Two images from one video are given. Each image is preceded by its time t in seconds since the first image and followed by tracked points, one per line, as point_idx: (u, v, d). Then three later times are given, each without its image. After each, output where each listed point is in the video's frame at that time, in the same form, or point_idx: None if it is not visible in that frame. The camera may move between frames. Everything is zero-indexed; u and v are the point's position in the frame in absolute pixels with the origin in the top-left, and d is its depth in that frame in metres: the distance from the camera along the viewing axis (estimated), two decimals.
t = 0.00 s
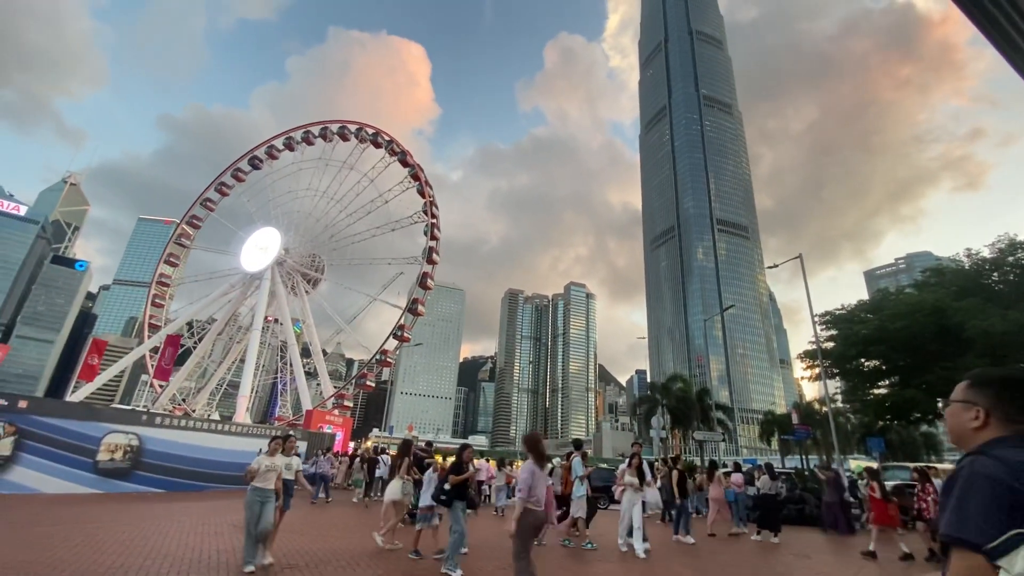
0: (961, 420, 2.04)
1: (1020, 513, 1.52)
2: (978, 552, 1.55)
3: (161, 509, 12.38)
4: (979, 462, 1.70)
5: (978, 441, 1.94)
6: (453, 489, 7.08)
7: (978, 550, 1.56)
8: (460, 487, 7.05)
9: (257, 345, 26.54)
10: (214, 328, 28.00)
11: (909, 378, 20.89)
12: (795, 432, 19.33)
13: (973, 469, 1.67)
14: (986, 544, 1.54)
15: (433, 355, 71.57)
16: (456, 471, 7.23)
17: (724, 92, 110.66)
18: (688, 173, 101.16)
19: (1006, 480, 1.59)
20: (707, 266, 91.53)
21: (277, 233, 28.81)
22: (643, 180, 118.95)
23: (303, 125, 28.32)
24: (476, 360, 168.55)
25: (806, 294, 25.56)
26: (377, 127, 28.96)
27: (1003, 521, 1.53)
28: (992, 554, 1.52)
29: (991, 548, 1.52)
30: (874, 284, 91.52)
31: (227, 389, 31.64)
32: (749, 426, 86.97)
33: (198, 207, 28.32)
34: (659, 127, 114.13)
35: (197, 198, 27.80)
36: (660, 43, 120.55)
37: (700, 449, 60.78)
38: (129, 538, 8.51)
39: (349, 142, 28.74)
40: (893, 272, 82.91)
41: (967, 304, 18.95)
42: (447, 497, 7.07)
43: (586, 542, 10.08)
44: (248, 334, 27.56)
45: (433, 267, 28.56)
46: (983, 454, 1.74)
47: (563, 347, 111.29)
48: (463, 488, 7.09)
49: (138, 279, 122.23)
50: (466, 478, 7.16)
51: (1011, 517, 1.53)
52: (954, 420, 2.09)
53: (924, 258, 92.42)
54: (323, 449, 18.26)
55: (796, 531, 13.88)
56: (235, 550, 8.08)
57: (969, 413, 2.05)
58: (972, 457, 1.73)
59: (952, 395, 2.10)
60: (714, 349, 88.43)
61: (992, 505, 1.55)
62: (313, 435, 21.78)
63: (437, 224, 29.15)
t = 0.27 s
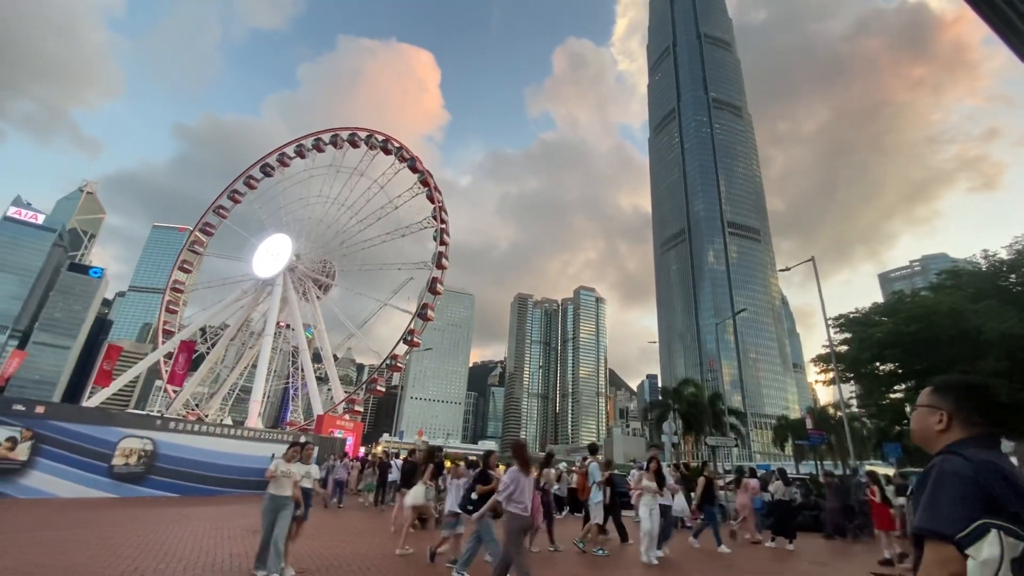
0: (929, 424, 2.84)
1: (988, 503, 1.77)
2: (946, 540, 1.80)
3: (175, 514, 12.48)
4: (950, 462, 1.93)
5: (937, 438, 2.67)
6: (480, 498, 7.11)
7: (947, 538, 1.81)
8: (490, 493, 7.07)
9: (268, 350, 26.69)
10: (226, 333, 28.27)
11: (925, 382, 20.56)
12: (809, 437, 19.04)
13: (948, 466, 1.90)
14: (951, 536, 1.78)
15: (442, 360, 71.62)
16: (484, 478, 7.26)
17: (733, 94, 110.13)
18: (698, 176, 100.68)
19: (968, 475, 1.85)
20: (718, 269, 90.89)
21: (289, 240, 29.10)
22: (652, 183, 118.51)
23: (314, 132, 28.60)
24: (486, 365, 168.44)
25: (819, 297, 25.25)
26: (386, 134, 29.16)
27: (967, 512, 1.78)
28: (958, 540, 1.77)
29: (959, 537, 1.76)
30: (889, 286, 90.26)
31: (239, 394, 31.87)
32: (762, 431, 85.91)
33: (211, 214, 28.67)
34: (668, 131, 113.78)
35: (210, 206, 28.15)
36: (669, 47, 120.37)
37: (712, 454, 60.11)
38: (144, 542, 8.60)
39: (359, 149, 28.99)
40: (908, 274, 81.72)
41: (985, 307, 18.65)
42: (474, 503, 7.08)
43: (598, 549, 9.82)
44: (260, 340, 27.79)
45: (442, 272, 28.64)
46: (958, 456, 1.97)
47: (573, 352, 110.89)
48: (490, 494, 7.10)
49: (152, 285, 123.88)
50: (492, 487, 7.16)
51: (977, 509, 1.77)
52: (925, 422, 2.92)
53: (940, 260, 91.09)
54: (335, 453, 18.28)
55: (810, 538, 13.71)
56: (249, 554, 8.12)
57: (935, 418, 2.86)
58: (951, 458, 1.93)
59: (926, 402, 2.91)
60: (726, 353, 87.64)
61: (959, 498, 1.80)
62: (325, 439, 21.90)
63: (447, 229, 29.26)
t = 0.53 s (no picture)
0: (876, 429, 2.80)
1: (926, 504, 1.78)
2: (883, 541, 1.79)
3: (181, 517, 12.50)
4: (891, 468, 1.95)
5: (887, 444, 2.70)
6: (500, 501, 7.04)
7: (876, 539, 1.82)
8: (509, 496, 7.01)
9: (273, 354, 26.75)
10: (230, 337, 28.32)
11: (931, 384, 20.48)
12: (815, 440, 18.90)
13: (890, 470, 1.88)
14: (887, 535, 1.78)
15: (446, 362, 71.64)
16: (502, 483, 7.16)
17: (736, 96, 110.02)
18: (701, 177, 100.57)
19: (911, 481, 1.84)
20: (722, 271, 90.68)
21: (293, 244, 29.19)
22: (655, 185, 118.42)
23: (318, 137, 28.70)
24: (490, 367, 168.34)
25: (824, 298, 25.14)
26: (390, 138, 29.25)
27: (900, 513, 1.79)
28: (895, 540, 1.77)
29: (894, 537, 1.76)
30: (894, 287, 89.83)
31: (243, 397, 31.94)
32: (767, 433, 85.51)
33: (215, 219, 28.79)
34: (671, 132, 113.66)
35: (215, 210, 28.30)
36: (671, 49, 120.38)
37: (717, 457, 59.79)
38: (151, 545, 8.65)
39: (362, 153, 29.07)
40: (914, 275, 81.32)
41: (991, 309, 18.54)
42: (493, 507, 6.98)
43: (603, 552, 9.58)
44: (265, 344, 27.85)
45: (446, 275, 28.65)
46: (895, 459, 1.99)
47: (576, 354, 110.76)
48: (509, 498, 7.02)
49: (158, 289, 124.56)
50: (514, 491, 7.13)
51: (916, 510, 1.78)
52: (873, 429, 2.86)
53: (945, 261, 90.72)
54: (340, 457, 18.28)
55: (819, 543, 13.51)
56: (255, 558, 8.14)
57: (884, 425, 2.81)
58: (894, 463, 1.92)
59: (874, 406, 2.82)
60: (731, 355, 87.40)
61: (898, 502, 1.79)
62: (329, 442, 21.92)
63: (450, 232, 29.29)
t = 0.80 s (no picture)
0: (822, 432, 2.36)
1: (850, 506, 1.81)
2: (812, 542, 1.83)
3: (179, 522, 12.45)
4: (824, 470, 1.95)
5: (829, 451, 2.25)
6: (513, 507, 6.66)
7: (804, 539, 1.85)
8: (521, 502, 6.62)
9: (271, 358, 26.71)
10: (229, 341, 28.27)
11: (930, 386, 20.47)
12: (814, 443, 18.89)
13: (819, 474, 1.91)
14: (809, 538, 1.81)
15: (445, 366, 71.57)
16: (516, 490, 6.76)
17: (734, 99, 110.33)
18: (700, 180, 100.78)
19: (841, 484, 1.86)
20: (721, 274, 90.76)
21: (291, 247, 29.16)
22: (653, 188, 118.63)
23: (316, 140, 28.72)
24: (489, 371, 168.16)
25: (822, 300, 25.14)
26: (388, 141, 29.27)
27: (826, 516, 1.82)
28: (817, 540, 1.81)
29: (822, 538, 1.79)
30: (893, 289, 89.94)
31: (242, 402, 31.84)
32: (767, 436, 85.46)
33: (214, 223, 28.78)
34: (669, 136, 113.92)
35: (213, 215, 28.28)
36: (669, 52, 120.77)
37: (717, 460, 59.71)
38: (148, 550, 8.60)
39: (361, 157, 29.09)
40: (913, 277, 81.49)
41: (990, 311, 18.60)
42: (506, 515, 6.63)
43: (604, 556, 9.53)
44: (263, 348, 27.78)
45: (445, 278, 28.62)
46: (830, 464, 2.01)
47: (575, 357, 110.73)
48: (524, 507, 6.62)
49: (156, 294, 124.41)
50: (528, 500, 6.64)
51: (840, 513, 1.81)
52: (818, 431, 2.40)
53: (943, 263, 90.95)
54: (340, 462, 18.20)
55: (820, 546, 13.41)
56: (256, 563, 8.11)
57: (827, 427, 2.37)
58: (824, 465, 1.97)
59: (817, 407, 2.41)
60: (730, 357, 87.43)
61: (826, 508, 1.81)
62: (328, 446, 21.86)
63: (448, 235, 29.29)
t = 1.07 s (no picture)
0: (789, 433, 2.35)
1: (810, 506, 1.84)
2: (775, 537, 1.85)
3: (186, 525, 12.50)
4: (792, 468, 1.97)
5: (795, 450, 2.25)
6: (538, 513, 6.61)
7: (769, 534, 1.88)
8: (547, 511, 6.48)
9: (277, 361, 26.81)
10: (235, 344, 28.36)
11: (938, 387, 20.31)
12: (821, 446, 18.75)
13: (788, 474, 1.93)
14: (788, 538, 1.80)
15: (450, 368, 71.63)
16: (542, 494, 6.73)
17: (738, 100, 110.12)
18: (704, 182, 100.56)
19: (807, 483, 1.89)
20: (726, 276, 90.44)
21: (296, 250, 29.26)
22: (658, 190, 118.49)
23: (321, 144, 28.85)
24: (493, 373, 168.14)
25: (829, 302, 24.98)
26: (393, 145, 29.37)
27: (788, 510, 1.86)
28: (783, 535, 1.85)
29: (783, 535, 1.84)
30: (900, 290, 89.38)
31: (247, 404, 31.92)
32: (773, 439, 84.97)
33: (220, 226, 28.91)
34: (673, 137, 113.77)
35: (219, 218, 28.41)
36: (673, 54, 120.70)
37: (723, 463, 59.41)
38: (154, 553, 8.61)
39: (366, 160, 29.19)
40: (920, 278, 80.98)
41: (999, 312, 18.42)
42: (536, 519, 6.58)
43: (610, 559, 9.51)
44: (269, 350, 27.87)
45: (449, 280, 28.62)
46: (796, 463, 2.02)
47: (580, 360, 110.57)
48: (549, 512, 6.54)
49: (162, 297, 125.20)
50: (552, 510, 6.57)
51: (802, 512, 1.83)
52: (786, 432, 2.38)
53: (950, 264, 90.48)
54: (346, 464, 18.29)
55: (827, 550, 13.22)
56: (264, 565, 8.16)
57: (798, 428, 2.35)
58: (799, 466, 1.97)
59: (790, 409, 2.38)
60: (736, 360, 87.08)
61: (793, 505, 1.84)
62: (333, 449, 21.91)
63: (453, 238, 29.33)
